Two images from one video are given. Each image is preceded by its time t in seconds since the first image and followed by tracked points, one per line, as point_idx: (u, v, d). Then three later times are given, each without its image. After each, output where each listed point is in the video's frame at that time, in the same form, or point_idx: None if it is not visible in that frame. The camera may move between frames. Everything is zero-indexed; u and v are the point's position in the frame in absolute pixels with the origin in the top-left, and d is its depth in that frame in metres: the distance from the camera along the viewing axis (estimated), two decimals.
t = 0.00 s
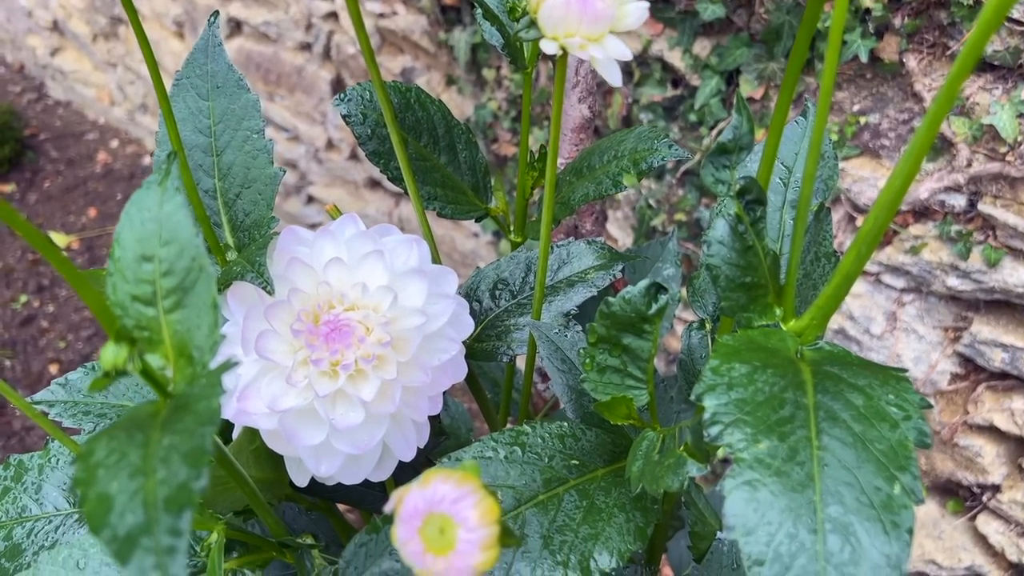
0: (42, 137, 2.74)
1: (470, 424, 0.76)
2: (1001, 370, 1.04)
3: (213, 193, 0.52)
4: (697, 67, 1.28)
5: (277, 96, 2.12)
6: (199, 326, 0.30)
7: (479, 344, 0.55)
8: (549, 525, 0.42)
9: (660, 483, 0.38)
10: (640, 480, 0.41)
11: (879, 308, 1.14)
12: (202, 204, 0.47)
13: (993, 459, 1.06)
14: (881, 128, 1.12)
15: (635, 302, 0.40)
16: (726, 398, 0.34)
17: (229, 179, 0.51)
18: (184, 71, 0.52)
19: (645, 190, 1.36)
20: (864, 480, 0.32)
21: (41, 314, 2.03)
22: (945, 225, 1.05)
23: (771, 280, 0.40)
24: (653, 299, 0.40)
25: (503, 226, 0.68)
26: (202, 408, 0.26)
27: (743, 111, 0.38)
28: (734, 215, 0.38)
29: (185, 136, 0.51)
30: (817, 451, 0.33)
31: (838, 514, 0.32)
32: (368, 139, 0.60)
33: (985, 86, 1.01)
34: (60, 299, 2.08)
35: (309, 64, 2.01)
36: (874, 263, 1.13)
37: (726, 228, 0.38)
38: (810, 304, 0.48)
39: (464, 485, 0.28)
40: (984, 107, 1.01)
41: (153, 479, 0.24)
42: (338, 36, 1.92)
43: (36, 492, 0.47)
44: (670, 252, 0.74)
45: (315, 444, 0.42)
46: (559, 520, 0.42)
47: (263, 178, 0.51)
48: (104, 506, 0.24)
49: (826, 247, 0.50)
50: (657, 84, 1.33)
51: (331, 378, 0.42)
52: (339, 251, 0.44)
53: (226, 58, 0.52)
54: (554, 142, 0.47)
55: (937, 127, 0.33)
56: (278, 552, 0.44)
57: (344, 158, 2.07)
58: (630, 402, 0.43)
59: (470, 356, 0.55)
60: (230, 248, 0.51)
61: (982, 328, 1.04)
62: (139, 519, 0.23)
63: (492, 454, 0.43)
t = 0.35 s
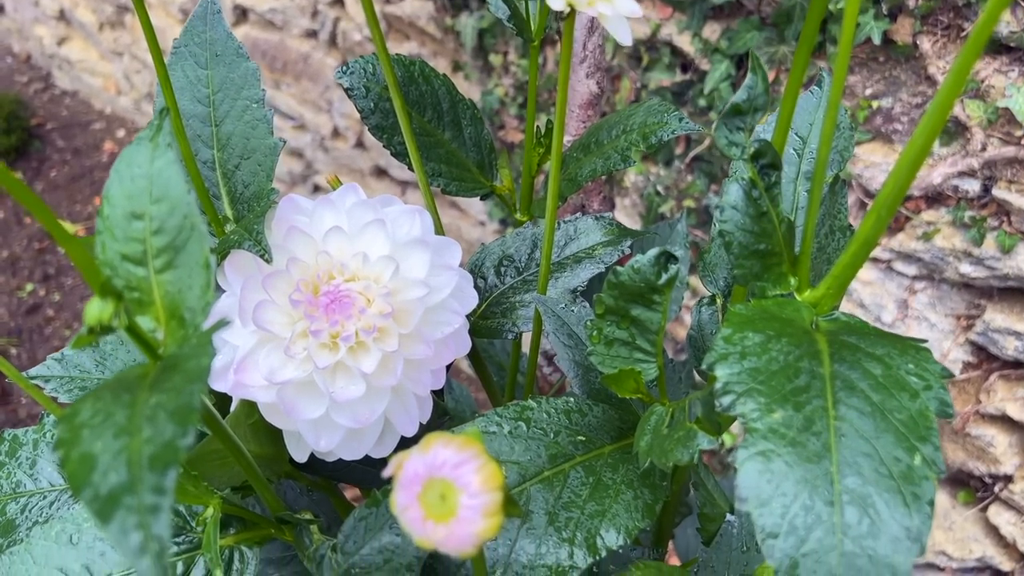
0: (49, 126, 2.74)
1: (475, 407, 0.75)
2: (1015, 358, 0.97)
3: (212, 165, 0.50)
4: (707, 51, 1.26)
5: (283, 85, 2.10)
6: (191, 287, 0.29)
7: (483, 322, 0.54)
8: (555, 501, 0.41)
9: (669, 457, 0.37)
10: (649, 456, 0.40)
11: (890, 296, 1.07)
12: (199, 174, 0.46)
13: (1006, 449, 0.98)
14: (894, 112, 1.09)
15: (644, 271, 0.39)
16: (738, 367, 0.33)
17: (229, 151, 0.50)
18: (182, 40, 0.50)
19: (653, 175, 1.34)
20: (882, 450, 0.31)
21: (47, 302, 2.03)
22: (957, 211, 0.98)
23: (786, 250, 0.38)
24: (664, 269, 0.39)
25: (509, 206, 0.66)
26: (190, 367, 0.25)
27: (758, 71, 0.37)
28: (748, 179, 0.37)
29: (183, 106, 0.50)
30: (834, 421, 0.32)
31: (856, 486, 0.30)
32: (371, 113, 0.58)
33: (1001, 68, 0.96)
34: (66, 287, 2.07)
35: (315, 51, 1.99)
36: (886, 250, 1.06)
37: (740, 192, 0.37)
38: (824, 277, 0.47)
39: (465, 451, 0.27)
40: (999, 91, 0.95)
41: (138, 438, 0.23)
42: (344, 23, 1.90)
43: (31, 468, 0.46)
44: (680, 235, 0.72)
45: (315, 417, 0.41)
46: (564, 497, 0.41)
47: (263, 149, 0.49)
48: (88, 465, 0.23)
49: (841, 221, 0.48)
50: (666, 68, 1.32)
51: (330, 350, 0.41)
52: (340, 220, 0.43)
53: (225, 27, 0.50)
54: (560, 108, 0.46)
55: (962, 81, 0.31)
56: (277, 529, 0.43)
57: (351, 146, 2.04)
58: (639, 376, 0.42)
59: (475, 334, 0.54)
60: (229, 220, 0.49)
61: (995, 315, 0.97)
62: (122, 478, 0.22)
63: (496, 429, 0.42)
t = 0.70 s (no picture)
0: (52, 116, 2.74)
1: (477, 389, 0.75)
2: None
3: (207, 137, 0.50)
4: (712, 36, 1.25)
5: (286, 73, 2.09)
6: (182, 247, 0.28)
7: (482, 297, 0.53)
8: (555, 474, 0.40)
9: (670, 427, 0.36)
10: (650, 427, 0.39)
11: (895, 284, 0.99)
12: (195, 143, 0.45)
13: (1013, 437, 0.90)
14: (901, 96, 1.06)
15: (646, 240, 0.38)
16: (741, 333, 0.32)
17: (224, 122, 0.49)
18: (179, 9, 0.50)
19: (658, 161, 1.32)
20: (889, 416, 0.30)
21: (50, 291, 2.03)
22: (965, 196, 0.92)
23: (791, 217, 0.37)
24: (667, 237, 0.38)
25: (510, 183, 0.65)
26: (177, 320, 0.24)
27: (763, 33, 0.36)
28: (752, 143, 0.36)
29: (180, 76, 0.49)
30: (840, 387, 0.31)
31: (861, 452, 0.30)
32: (371, 87, 0.58)
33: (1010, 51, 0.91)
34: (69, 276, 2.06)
35: (318, 39, 1.97)
36: (891, 237, 0.99)
37: (743, 157, 0.36)
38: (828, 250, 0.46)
39: (462, 411, 0.26)
40: (1007, 74, 0.91)
41: (124, 391, 0.22)
42: (347, 10, 1.89)
43: (26, 442, 0.44)
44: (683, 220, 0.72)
45: (311, 388, 0.40)
46: (565, 470, 0.40)
47: (260, 121, 0.49)
48: (72, 418, 0.22)
49: (846, 194, 0.48)
50: (671, 54, 1.31)
51: (328, 321, 0.40)
52: (337, 189, 0.42)
53: None
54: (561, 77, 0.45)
55: (973, 34, 0.30)
56: (273, 502, 0.42)
57: (354, 135, 2.02)
58: (640, 346, 0.41)
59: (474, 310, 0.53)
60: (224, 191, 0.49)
61: (1003, 301, 0.89)
62: (107, 430, 0.21)
63: (495, 401, 0.41)
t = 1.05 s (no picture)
0: (53, 104, 2.73)
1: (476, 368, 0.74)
2: None
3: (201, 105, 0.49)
4: (714, 18, 1.23)
5: (288, 60, 2.07)
6: (168, 197, 0.28)
7: (479, 268, 0.53)
8: (550, 439, 0.40)
9: (665, 388, 0.36)
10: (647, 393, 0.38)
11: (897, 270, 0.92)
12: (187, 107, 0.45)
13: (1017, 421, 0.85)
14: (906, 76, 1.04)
15: (643, 202, 0.38)
16: (738, 291, 0.32)
17: (218, 90, 0.49)
18: None
19: (659, 146, 1.21)
20: (887, 371, 0.30)
21: (50, 279, 2.02)
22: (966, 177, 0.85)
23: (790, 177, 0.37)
24: (663, 200, 0.38)
25: (508, 157, 0.64)
26: (160, 263, 0.24)
27: None
28: (750, 100, 0.36)
29: (173, 43, 0.49)
30: (837, 343, 0.30)
31: (858, 408, 0.29)
32: (367, 58, 0.57)
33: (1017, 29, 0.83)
34: (70, 264, 2.05)
35: (319, 25, 1.93)
36: (894, 221, 0.92)
37: (740, 115, 0.36)
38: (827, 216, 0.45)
39: (451, 361, 0.26)
40: (1013, 52, 0.82)
41: (104, 331, 0.22)
42: None
43: (18, 410, 0.43)
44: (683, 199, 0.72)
45: (305, 353, 0.40)
46: (560, 436, 0.40)
47: (254, 88, 0.48)
48: (52, 358, 0.22)
49: (847, 160, 0.47)
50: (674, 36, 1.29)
51: (321, 285, 0.40)
52: (330, 152, 0.42)
53: None
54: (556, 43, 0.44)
55: None
56: (266, 469, 0.42)
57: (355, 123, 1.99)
58: (637, 312, 0.40)
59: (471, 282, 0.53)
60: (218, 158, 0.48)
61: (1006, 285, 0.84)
62: (85, 367, 0.21)
63: (491, 368, 0.41)
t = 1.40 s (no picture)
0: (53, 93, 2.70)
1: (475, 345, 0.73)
2: None
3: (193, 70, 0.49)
4: None
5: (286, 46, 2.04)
6: (155, 143, 0.27)
7: (476, 238, 0.52)
8: (547, 403, 0.39)
9: (664, 348, 0.35)
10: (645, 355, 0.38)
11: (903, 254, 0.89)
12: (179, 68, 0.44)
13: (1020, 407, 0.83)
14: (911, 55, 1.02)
15: (642, 159, 0.37)
16: (738, 246, 0.31)
17: (211, 55, 0.48)
18: None
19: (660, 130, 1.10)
20: (890, 323, 0.29)
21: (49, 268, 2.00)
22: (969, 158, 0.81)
23: (792, 134, 0.36)
24: (662, 158, 0.37)
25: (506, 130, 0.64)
26: (145, 199, 0.23)
27: None
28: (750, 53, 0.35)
29: (164, 7, 0.48)
30: (839, 296, 0.30)
31: (860, 362, 0.29)
32: (362, 26, 0.57)
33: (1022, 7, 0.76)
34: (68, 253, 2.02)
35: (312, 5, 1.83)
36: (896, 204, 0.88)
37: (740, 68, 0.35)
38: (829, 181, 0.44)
39: (443, 306, 0.26)
40: (1018, 33, 0.76)
41: (85, 267, 0.21)
42: None
43: (8, 376, 0.42)
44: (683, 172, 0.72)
45: (298, 316, 0.39)
46: (557, 400, 0.39)
47: (248, 52, 0.48)
48: (30, 293, 0.21)
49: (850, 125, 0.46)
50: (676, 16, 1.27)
51: (314, 248, 0.39)
52: (323, 113, 0.41)
53: None
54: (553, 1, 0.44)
55: None
56: (259, 435, 0.41)
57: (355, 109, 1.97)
58: (635, 274, 0.40)
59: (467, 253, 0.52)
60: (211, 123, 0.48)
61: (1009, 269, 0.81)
62: (65, 300, 0.21)
63: (487, 331, 0.40)
